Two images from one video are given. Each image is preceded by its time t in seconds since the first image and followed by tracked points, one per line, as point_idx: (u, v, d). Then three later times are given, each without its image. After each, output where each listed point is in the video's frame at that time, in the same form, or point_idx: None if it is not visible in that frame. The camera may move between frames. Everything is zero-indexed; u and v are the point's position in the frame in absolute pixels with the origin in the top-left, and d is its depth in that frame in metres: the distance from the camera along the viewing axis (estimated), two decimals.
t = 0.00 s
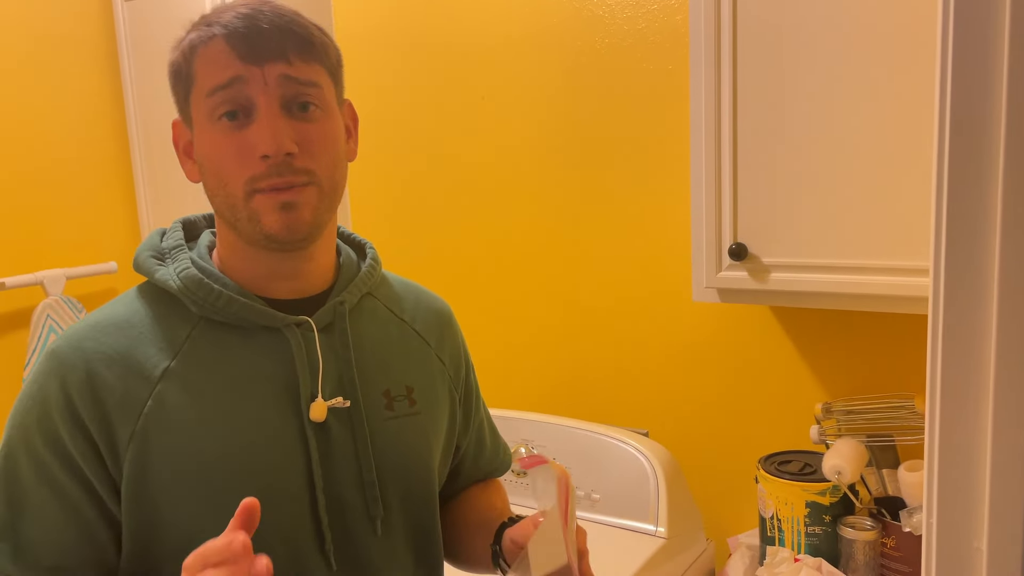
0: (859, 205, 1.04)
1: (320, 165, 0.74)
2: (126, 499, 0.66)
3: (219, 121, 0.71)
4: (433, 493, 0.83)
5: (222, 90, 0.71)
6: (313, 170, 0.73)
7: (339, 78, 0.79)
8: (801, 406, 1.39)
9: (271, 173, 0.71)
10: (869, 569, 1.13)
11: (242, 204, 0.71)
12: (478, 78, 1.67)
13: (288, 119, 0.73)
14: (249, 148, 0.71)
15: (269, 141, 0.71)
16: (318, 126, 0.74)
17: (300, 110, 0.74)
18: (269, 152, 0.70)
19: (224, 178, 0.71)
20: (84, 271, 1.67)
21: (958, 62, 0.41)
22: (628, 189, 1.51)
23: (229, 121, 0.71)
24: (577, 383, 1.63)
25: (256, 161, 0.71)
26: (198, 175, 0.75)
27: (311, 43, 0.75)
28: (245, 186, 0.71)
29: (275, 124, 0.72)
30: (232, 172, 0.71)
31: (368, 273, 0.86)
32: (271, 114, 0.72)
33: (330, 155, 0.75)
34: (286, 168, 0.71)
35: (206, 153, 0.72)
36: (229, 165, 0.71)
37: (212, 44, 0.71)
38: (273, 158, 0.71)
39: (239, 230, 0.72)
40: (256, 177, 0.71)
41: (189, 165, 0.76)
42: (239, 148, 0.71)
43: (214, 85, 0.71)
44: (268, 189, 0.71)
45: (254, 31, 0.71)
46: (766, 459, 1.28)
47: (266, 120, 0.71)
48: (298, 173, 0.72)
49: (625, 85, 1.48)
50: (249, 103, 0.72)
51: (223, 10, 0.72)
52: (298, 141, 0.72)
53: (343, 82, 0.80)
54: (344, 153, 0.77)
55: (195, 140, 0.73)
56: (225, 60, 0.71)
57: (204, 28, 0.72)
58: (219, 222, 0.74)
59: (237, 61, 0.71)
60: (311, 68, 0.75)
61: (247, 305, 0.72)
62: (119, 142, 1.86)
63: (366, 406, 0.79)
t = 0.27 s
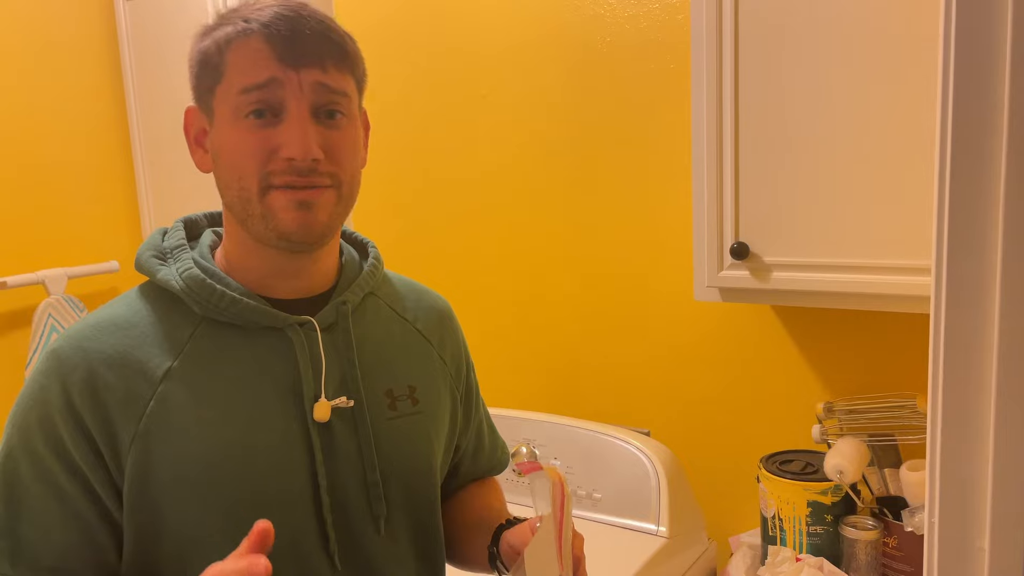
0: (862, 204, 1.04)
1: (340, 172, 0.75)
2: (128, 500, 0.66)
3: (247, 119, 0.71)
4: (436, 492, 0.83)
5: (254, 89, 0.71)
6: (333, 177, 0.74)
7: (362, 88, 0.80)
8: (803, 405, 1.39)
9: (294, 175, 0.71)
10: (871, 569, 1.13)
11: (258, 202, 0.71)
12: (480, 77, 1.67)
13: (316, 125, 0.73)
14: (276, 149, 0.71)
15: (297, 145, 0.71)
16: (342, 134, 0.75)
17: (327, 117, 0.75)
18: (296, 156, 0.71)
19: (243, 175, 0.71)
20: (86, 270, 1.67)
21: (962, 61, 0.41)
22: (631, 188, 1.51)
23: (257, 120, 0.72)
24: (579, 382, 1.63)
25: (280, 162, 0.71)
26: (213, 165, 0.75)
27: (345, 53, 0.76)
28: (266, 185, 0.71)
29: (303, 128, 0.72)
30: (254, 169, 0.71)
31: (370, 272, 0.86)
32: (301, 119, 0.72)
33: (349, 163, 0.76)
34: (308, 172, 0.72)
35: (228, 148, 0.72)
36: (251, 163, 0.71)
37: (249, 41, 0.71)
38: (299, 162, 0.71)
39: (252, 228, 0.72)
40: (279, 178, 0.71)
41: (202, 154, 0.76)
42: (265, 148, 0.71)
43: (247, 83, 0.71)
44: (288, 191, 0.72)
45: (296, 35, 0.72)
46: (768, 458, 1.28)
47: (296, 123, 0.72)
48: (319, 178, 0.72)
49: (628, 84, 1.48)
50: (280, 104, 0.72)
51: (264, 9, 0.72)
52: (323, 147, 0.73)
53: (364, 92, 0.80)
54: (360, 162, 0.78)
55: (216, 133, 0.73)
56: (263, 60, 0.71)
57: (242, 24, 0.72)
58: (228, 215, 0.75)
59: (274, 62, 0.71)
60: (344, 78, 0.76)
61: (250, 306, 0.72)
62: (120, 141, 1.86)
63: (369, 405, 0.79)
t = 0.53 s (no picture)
0: (862, 204, 1.05)
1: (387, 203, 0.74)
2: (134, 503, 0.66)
3: (318, 150, 0.67)
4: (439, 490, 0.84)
5: (336, 122, 0.67)
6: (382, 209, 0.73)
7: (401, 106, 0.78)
8: (802, 405, 1.39)
9: (356, 214, 0.70)
10: (870, 568, 1.13)
11: (317, 233, 0.69)
12: (481, 78, 1.67)
13: (380, 160, 0.71)
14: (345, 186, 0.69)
15: (369, 184, 0.69)
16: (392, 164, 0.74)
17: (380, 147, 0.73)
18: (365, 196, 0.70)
19: (303, 209, 0.68)
20: (87, 270, 1.68)
21: (957, 65, 0.42)
22: (631, 188, 1.51)
23: (328, 155, 0.68)
24: (580, 382, 1.64)
25: (347, 201, 0.69)
26: (253, 174, 0.70)
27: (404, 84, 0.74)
28: (329, 219, 0.69)
29: (373, 167, 0.70)
30: (318, 206, 0.68)
31: (371, 271, 0.86)
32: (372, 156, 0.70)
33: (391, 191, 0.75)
34: (369, 209, 0.71)
35: (291, 180, 0.67)
36: (318, 200, 0.68)
37: (339, 72, 0.67)
38: (366, 202, 0.70)
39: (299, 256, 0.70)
40: (341, 216, 0.69)
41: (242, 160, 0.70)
42: (333, 186, 0.68)
43: (329, 113, 0.67)
44: (347, 227, 0.70)
45: (379, 72, 0.69)
46: (767, 458, 1.29)
47: (366, 162, 0.69)
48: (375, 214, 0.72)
49: (628, 85, 1.48)
50: (354, 142, 0.69)
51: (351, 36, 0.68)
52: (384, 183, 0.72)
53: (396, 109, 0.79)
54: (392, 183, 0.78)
55: (278, 160, 0.67)
56: (349, 96, 0.67)
57: (328, 50, 0.67)
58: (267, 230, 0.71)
59: (359, 99, 0.68)
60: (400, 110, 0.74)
61: (251, 307, 0.73)
62: (122, 142, 1.87)
63: (372, 404, 0.79)
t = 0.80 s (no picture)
0: (862, 204, 1.05)
1: (385, 202, 0.75)
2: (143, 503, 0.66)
3: (314, 137, 0.70)
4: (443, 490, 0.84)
5: (332, 111, 0.70)
6: (379, 206, 0.74)
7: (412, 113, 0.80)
8: (803, 405, 1.39)
9: (348, 203, 0.71)
10: (871, 569, 1.13)
11: (309, 221, 0.70)
12: (481, 78, 1.67)
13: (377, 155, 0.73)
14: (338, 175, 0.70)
15: (361, 174, 0.70)
16: (394, 164, 0.76)
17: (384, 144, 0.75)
18: (358, 186, 0.70)
19: (297, 195, 0.70)
20: (87, 270, 1.67)
21: (958, 65, 0.42)
22: (632, 188, 1.51)
23: (322, 142, 0.70)
24: (580, 382, 1.64)
25: (338, 189, 0.70)
26: (253, 164, 0.72)
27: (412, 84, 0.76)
28: (321, 208, 0.70)
29: (367, 159, 0.71)
30: (311, 192, 0.70)
31: (375, 271, 0.86)
32: (368, 148, 0.72)
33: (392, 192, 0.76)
34: (363, 202, 0.72)
35: (286, 164, 0.70)
36: (309, 186, 0.70)
37: (338, 62, 0.69)
38: (358, 192, 0.71)
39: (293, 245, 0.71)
40: (333, 204, 0.70)
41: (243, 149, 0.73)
42: (326, 172, 0.70)
43: (325, 101, 0.69)
44: (340, 217, 0.71)
45: (380, 68, 0.71)
46: (767, 459, 1.28)
47: (361, 153, 0.71)
48: (370, 208, 0.72)
49: (628, 84, 1.48)
50: (349, 131, 0.71)
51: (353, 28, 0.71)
52: (380, 178, 0.73)
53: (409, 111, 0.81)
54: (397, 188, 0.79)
55: (274, 146, 0.70)
56: (347, 87, 0.70)
57: (328, 41, 0.70)
58: (264, 219, 0.72)
59: (357, 90, 0.70)
60: (406, 109, 0.76)
61: (258, 307, 0.72)
62: (122, 142, 1.87)
63: (378, 404, 0.79)
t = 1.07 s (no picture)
0: (864, 203, 1.04)
1: (371, 181, 0.75)
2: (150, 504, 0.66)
3: (300, 107, 0.73)
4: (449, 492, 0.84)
5: (313, 85, 0.73)
6: (365, 184, 0.75)
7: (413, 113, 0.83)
8: (806, 406, 1.39)
9: (329, 171, 0.72)
10: (873, 569, 1.13)
11: (288, 191, 0.72)
12: (483, 78, 1.67)
13: (363, 132, 0.75)
14: (318, 144, 0.72)
15: (340, 142, 0.72)
16: (383, 147, 0.77)
17: (373, 127, 0.77)
18: (336, 154, 0.72)
19: (279, 160, 0.72)
20: (89, 270, 1.67)
21: (963, 67, 0.42)
22: (634, 188, 1.51)
23: (308, 112, 0.73)
24: (582, 382, 1.64)
25: (318, 155, 0.72)
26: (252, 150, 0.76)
27: (405, 73, 0.80)
28: (301, 175, 0.72)
29: (350, 132, 0.74)
30: (292, 157, 0.72)
31: (383, 273, 0.86)
32: (350, 121, 0.74)
33: (382, 177, 0.77)
34: (344, 172, 0.73)
35: (272, 132, 0.73)
36: (291, 151, 0.72)
37: (327, 39, 0.74)
38: (337, 160, 0.72)
39: (274, 214, 0.72)
40: (312, 170, 0.72)
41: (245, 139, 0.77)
42: (309, 139, 0.72)
43: (307, 77, 0.73)
44: (320, 185, 0.72)
45: (368, 47, 0.75)
46: (770, 459, 1.28)
47: (344, 125, 0.73)
48: (353, 181, 0.73)
49: (630, 84, 1.48)
50: (334, 104, 0.74)
51: (339, 14, 0.76)
52: (363, 153, 0.74)
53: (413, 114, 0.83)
54: (394, 181, 0.80)
55: (265, 119, 0.74)
56: (333, 60, 0.74)
57: (320, 24, 0.75)
58: (254, 202, 0.75)
59: (342, 65, 0.74)
60: (398, 95, 0.78)
61: (269, 310, 0.73)
62: (124, 141, 1.87)
63: (385, 407, 0.79)
